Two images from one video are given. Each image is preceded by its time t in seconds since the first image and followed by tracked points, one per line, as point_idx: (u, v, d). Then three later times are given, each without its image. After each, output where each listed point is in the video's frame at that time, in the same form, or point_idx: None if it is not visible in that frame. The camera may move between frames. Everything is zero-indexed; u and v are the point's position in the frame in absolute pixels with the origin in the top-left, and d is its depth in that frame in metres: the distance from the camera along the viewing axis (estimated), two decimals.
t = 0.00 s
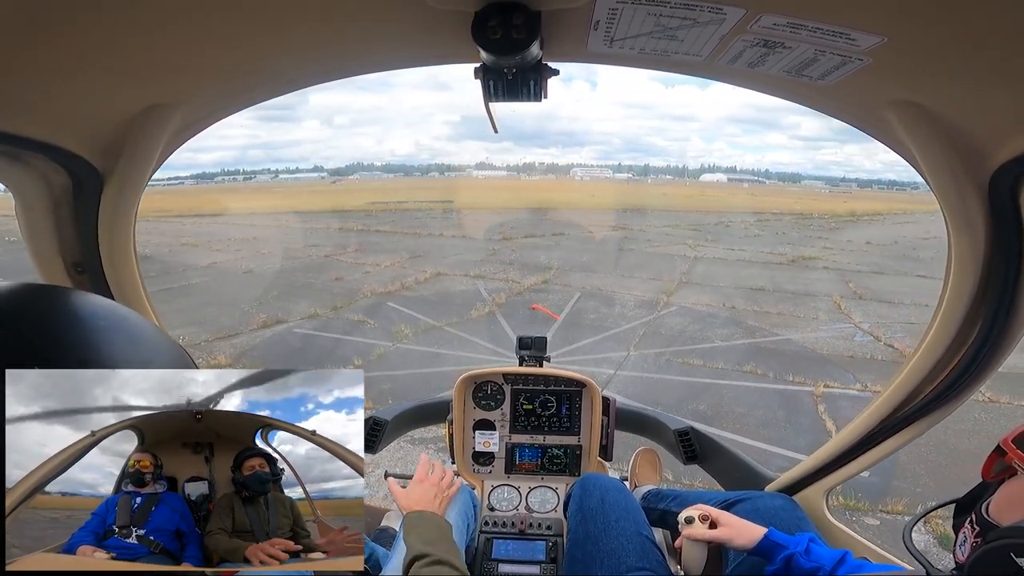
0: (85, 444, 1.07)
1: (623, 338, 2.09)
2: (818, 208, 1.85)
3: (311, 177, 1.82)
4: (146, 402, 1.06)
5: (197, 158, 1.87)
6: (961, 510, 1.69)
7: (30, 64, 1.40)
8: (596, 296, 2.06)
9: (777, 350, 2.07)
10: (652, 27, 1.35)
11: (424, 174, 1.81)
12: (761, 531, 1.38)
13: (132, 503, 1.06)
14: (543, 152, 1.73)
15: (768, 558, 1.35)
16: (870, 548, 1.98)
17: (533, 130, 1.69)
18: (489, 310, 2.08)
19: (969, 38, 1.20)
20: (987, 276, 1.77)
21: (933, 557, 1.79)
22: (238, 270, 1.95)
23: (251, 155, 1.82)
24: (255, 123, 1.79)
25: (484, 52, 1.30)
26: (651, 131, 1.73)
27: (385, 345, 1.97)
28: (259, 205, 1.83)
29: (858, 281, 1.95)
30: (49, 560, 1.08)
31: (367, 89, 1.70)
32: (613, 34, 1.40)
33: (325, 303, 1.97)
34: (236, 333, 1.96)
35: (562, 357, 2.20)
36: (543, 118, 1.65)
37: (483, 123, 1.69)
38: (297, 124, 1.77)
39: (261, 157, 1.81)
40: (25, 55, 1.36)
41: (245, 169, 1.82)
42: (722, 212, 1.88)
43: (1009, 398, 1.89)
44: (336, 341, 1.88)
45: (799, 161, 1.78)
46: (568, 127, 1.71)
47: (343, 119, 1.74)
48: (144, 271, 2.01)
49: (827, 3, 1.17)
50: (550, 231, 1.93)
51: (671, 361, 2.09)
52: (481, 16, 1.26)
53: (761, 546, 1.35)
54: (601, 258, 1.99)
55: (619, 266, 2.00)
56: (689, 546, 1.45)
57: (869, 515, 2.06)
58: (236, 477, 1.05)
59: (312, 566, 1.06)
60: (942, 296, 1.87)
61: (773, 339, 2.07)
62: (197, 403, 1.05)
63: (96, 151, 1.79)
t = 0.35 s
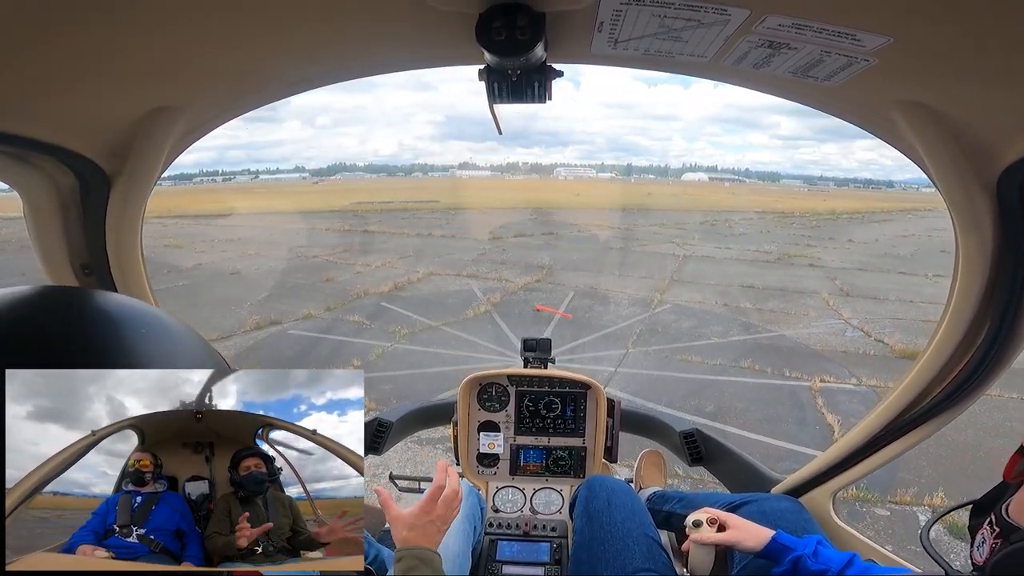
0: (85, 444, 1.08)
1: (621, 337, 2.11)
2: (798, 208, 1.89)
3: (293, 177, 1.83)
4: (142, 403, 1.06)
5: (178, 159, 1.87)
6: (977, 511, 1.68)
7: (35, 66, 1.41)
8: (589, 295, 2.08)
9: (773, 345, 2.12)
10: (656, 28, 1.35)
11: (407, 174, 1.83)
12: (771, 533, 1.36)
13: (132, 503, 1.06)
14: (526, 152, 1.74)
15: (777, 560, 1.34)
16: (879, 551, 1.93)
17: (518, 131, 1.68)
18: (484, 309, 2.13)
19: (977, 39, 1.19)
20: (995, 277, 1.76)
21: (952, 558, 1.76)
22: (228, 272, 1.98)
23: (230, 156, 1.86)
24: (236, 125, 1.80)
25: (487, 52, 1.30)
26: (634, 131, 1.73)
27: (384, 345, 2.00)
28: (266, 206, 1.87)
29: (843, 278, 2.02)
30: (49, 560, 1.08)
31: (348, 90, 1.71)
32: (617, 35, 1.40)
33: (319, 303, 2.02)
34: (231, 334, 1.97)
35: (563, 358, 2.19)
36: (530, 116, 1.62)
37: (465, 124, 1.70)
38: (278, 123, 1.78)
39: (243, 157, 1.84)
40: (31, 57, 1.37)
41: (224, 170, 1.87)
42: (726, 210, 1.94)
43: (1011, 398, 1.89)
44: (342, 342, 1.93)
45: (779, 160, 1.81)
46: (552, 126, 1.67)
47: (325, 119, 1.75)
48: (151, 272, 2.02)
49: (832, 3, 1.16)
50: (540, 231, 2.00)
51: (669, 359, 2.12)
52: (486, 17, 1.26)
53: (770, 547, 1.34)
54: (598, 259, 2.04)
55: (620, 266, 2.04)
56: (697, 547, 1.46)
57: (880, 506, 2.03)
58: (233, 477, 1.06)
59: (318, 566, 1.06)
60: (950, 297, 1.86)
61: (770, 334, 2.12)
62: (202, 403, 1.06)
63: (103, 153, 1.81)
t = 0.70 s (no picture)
0: (85, 445, 1.07)
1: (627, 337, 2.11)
2: (781, 207, 1.89)
3: (273, 178, 1.81)
4: (139, 403, 1.05)
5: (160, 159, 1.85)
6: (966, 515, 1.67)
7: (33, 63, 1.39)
8: (585, 294, 2.09)
9: (770, 342, 2.08)
10: (658, 31, 1.35)
11: (389, 175, 1.83)
12: (764, 535, 1.38)
13: (133, 503, 1.06)
14: (508, 152, 1.76)
15: (770, 562, 1.35)
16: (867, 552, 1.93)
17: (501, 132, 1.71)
18: (482, 310, 2.12)
19: (977, 44, 1.20)
20: (992, 280, 1.79)
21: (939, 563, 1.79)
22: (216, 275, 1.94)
23: (209, 157, 1.87)
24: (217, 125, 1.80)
25: (488, 53, 1.30)
26: (616, 131, 1.74)
27: (383, 347, 1.93)
28: (263, 207, 1.85)
29: (831, 276, 2.01)
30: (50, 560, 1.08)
31: (331, 91, 1.70)
32: (619, 37, 1.40)
33: (314, 306, 1.98)
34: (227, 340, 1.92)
35: (563, 358, 2.21)
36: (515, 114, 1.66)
37: (450, 125, 1.72)
38: (256, 124, 1.79)
39: (222, 158, 1.85)
40: (27, 54, 1.35)
41: (202, 171, 1.87)
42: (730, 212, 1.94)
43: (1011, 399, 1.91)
44: (340, 345, 1.81)
45: (758, 160, 1.82)
46: (533, 127, 1.71)
47: (305, 120, 1.75)
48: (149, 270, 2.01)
49: (834, 6, 1.16)
50: (530, 231, 1.98)
51: (674, 359, 2.09)
52: (487, 18, 1.27)
53: (763, 550, 1.35)
54: (589, 259, 2.04)
55: (617, 267, 2.04)
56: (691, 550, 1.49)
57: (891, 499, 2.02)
58: (230, 479, 1.06)
59: (312, 566, 1.07)
60: (947, 300, 1.89)
61: (767, 332, 2.08)
62: (197, 404, 1.05)
63: (105, 151, 1.81)
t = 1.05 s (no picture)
0: (81, 446, 1.06)
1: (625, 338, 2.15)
2: (762, 206, 1.91)
3: (254, 180, 1.79)
4: (135, 403, 1.04)
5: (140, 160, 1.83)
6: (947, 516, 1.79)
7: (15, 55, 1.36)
8: (580, 295, 2.11)
9: (767, 341, 2.13)
10: (649, 29, 1.36)
11: (372, 176, 1.83)
12: (748, 532, 1.39)
13: (131, 504, 1.04)
14: (491, 154, 1.80)
15: (754, 560, 1.36)
16: (853, 550, 1.99)
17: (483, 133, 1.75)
18: (480, 310, 2.13)
19: (961, 45, 1.23)
20: (975, 278, 1.80)
21: (914, 564, 1.86)
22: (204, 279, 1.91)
23: (185, 159, 1.85)
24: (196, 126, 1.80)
25: (479, 50, 1.30)
26: (598, 131, 1.75)
27: (382, 351, 1.91)
28: (250, 207, 1.82)
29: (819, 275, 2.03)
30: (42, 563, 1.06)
31: (305, 91, 1.70)
32: (610, 35, 1.41)
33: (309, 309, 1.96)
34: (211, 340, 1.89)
35: (567, 358, 2.24)
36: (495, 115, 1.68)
37: (429, 125, 1.73)
38: (237, 125, 1.80)
39: (200, 160, 1.83)
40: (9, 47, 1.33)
41: (180, 173, 1.85)
42: (711, 211, 1.95)
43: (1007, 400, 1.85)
44: (322, 346, 1.73)
45: (739, 159, 1.83)
46: (516, 128, 1.73)
47: (285, 121, 1.75)
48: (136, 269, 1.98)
49: (823, 6, 1.18)
50: (519, 232, 2.01)
51: (670, 356, 2.14)
52: (478, 15, 1.27)
53: (748, 547, 1.36)
54: (581, 259, 2.07)
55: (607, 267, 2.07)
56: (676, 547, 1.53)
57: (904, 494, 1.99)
58: (229, 479, 1.05)
59: (300, 566, 1.05)
60: (930, 298, 1.90)
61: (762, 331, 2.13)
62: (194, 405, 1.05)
63: (84, 144, 1.75)
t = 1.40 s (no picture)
0: (80, 446, 1.06)
1: (616, 337, 2.20)
2: (747, 204, 2.00)
3: (231, 181, 1.80)
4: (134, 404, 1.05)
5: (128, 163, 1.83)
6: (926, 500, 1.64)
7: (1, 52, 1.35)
8: (577, 295, 2.15)
9: (764, 337, 2.21)
10: (641, 24, 1.36)
11: (352, 177, 1.84)
12: (745, 526, 1.40)
13: (129, 505, 1.04)
14: (474, 153, 1.82)
15: (749, 552, 1.35)
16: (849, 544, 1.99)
17: (465, 133, 1.77)
18: (477, 312, 2.15)
19: (952, 38, 1.23)
20: (965, 272, 1.80)
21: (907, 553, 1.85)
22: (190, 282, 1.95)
23: (161, 161, 1.86)
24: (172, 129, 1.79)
25: (471, 45, 1.30)
26: (580, 131, 1.77)
27: (383, 352, 1.92)
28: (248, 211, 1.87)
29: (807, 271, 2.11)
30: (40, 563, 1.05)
31: (286, 92, 1.68)
32: (603, 30, 1.41)
33: (304, 312, 1.99)
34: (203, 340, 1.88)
35: (569, 359, 2.21)
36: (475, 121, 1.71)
37: (410, 125, 1.73)
38: (212, 127, 1.79)
39: (173, 161, 1.86)
40: None
41: (155, 175, 1.88)
42: (705, 207, 2.00)
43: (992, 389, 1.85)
44: (314, 348, 1.75)
45: (717, 158, 1.85)
46: (499, 127, 1.77)
47: (264, 122, 1.74)
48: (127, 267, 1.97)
49: None
50: (508, 232, 2.05)
51: (671, 355, 2.20)
52: (470, 10, 1.26)
53: (744, 539, 1.36)
54: (574, 258, 2.13)
55: (597, 266, 2.14)
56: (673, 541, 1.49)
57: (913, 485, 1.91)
58: (228, 479, 1.05)
59: (299, 566, 1.06)
60: (921, 291, 1.91)
61: (755, 327, 2.22)
62: (194, 405, 1.06)
63: (73, 143, 1.74)
